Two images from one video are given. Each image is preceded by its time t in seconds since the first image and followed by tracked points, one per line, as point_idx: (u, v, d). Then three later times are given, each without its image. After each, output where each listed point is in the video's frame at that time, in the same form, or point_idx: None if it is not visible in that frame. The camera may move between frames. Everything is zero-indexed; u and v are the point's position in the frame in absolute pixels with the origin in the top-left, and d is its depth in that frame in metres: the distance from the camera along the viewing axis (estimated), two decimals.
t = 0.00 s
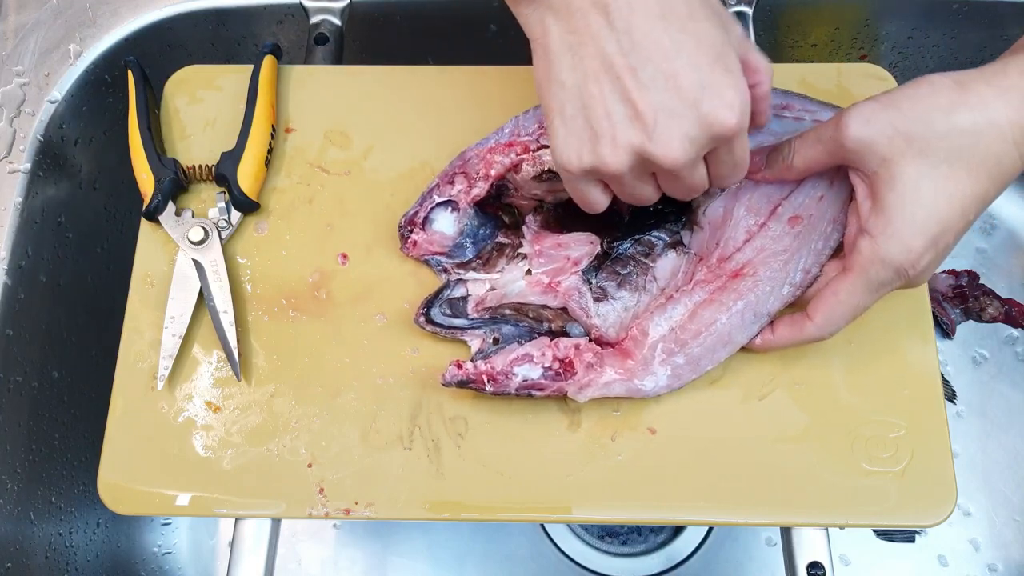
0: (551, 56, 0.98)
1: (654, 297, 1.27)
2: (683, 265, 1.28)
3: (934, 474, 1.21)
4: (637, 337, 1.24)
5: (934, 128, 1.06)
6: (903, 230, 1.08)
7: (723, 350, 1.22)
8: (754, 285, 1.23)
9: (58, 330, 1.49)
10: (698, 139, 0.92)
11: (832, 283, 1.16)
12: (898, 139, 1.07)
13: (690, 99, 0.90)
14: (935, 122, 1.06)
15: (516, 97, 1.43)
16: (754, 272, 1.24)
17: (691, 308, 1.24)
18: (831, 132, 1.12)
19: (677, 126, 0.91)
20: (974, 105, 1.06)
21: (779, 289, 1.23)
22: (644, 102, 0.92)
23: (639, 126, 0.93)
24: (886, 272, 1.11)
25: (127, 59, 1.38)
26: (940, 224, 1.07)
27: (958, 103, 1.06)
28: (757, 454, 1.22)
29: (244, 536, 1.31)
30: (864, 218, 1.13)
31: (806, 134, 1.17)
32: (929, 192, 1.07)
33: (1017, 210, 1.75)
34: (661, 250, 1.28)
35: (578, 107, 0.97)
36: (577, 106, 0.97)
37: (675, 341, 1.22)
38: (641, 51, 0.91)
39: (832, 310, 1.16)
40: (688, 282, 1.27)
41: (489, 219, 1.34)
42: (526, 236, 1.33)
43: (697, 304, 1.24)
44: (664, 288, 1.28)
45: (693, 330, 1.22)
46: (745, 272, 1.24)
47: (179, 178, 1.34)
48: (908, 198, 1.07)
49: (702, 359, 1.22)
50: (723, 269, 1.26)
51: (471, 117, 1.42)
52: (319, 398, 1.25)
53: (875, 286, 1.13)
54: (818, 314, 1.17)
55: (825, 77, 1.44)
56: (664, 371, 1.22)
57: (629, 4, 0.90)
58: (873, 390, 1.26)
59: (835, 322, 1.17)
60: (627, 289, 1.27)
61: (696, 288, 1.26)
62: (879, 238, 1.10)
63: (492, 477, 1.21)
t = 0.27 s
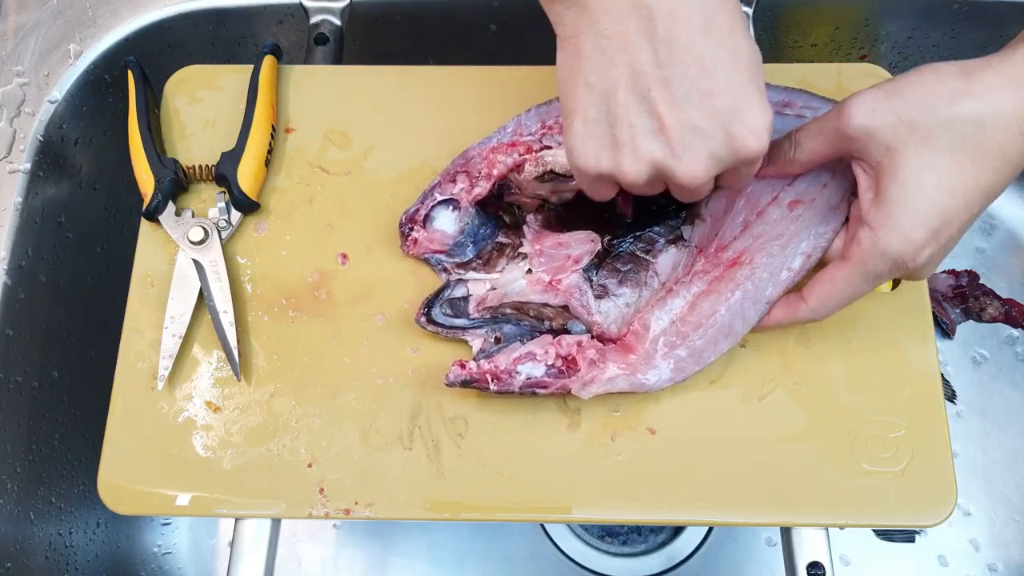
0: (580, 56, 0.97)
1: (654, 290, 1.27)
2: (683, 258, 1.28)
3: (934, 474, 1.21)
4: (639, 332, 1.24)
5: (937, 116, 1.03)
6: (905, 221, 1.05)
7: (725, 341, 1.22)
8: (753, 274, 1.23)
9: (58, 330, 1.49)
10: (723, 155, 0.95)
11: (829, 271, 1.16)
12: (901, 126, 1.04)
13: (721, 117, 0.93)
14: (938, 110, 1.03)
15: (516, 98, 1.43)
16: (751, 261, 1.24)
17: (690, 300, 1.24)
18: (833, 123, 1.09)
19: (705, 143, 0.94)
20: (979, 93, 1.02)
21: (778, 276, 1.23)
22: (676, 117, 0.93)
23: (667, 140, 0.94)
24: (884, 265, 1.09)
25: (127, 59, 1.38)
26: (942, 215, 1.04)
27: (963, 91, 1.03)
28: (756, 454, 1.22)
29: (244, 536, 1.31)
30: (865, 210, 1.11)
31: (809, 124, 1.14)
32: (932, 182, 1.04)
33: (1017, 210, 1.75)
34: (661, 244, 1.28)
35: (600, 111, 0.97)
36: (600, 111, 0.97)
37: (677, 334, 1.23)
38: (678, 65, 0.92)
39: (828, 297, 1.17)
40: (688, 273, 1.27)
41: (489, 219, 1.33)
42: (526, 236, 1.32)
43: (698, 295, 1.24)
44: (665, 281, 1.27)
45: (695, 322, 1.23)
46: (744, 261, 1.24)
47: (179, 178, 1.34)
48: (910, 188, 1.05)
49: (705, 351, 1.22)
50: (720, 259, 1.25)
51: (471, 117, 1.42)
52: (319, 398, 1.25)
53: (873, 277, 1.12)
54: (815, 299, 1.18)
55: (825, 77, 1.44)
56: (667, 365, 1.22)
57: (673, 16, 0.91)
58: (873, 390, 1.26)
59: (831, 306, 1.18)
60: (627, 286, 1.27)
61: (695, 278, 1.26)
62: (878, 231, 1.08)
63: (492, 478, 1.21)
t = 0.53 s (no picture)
0: (600, 35, 0.95)
1: (653, 289, 1.28)
2: (680, 257, 1.28)
3: (933, 474, 1.21)
4: (637, 333, 1.25)
5: (915, 124, 1.04)
6: (885, 227, 1.06)
7: (722, 340, 1.22)
8: (748, 272, 1.23)
9: (58, 330, 1.50)
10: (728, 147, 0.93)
11: (807, 272, 1.18)
12: (880, 133, 1.05)
13: (731, 109, 0.90)
14: (916, 117, 1.04)
15: (515, 97, 1.43)
16: (746, 257, 1.24)
17: (686, 299, 1.25)
18: (816, 131, 1.11)
19: (711, 133, 0.91)
20: (958, 99, 1.03)
21: (772, 274, 1.23)
22: (686, 104, 0.91)
23: (675, 126, 0.92)
24: (862, 268, 1.11)
25: (127, 59, 1.38)
26: (922, 221, 1.06)
27: (941, 98, 1.04)
28: (756, 454, 1.22)
29: (244, 536, 1.31)
30: (845, 214, 1.12)
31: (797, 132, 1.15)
32: (910, 189, 1.05)
33: (1017, 210, 1.75)
34: (660, 243, 1.29)
35: (615, 91, 0.95)
36: (614, 90, 0.95)
37: (674, 333, 1.24)
38: (694, 52, 0.90)
39: (805, 298, 1.19)
40: (685, 271, 1.28)
41: (490, 219, 1.33)
42: (527, 236, 1.32)
43: (693, 294, 1.25)
44: (662, 281, 1.28)
45: (691, 320, 1.23)
46: (739, 258, 1.25)
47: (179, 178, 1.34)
48: (890, 194, 1.06)
49: (704, 350, 1.22)
50: (716, 257, 1.26)
51: (471, 117, 1.42)
52: (319, 398, 1.25)
53: (852, 279, 1.14)
54: (790, 300, 1.20)
55: (825, 77, 1.44)
56: (666, 365, 1.22)
57: (695, 3, 0.89)
58: (873, 390, 1.26)
59: (809, 306, 1.20)
60: (627, 285, 1.28)
61: (691, 276, 1.27)
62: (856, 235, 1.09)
63: (492, 478, 1.21)
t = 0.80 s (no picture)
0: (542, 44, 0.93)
1: (608, 313, 1.26)
2: (636, 282, 1.27)
3: (933, 474, 1.21)
4: (587, 355, 1.24)
5: (868, 161, 1.03)
6: (838, 262, 1.05)
7: (672, 370, 1.21)
8: (700, 303, 1.23)
9: (58, 330, 1.49)
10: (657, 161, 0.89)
11: (760, 305, 1.17)
12: (833, 170, 1.05)
13: (659, 121, 0.87)
14: (869, 155, 1.03)
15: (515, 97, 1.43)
16: (700, 288, 1.24)
17: (637, 327, 1.24)
18: (764, 168, 1.12)
19: (638, 146, 0.88)
20: (910, 136, 1.02)
21: (724, 305, 1.22)
22: (614, 115, 0.88)
23: (603, 137, 0.89)
24: (814, 304, 1.10)
25: (126, 59, 1.38)
26: (873, 257, 1.05)
27: (892, 136, 1.03)
28: (757, 454, 1.22)
29: (244, 536, 1.31)
30: (799, 248, 1.12)
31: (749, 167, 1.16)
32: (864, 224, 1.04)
33: (1017, 210, 1.75)
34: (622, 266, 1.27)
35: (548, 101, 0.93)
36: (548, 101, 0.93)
37: (623, 360, 1.22)
38: (624, 63, 0.87)
39: (758, 331, 1.18)
40: (638, 298, 1.27)
41: (454, 225, 1.33)
42: (488, 244, 1.32)
43: (644, 322, 1.24)
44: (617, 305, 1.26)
45: (641, 348, 1.22)
46: (692, 289, 1.24)
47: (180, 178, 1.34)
48: (843, 230, 1.05)
49: (651, 379, 1.21)
50: (670, 286, 1.26)
51: (470, 117, 1.42)
52: (319, 398, 1.26)
53: (802, 315, 1.13)
54: (745, 333, 1.19)
55: (825, 77, 1.44)
56: (613, 391, 1.21)
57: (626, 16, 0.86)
58: (873, 390, 1.26)
59: (759, 339, 1.19)
60: (586, 304, 1.26)
61: (643, 304, 1.26)
62: (806, 274, 1.09)
63: (492, 478, 1.21)
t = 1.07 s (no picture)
0: (501, 74, 0.97)
1: (567, 329, 1.26)
2: (598, 298, 1.27)
3: (933, 474, 1.21)
4: (545, 371, 1.23)
5: (833, 190, 1.05)
6: (808, 287, 1.09)
7: (628, 389, 1.21)
8: (659, 322, 1.23)
9: (58, 330, 1.50)
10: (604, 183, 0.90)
11: (729, 319, 1.20)
12: (800, 198, 1.07)
13: (608, 147, 0.90)
14: (834, 183, 1.05)
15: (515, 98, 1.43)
16: (659, 308, 1.24)
17: (597, 344, 1.24)
18: (736, 189, 1.12)
19: (586, 168, 0.89)
20: (875, 164, 1.05)
21: (683, 326, 1.23)
22: (564, 138, 0.90)
23: (552, 160, 0.91)
24: (781, 327, 1.14)
25: (127, 59, 1.39)
26: (841, 284, 1.08)
27: (857, 164, 1.05)
28: (756, 454, 1.22)
29: (244, 536, 1.31)
30: (767, 273, 1.14)
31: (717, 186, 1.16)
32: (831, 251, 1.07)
33: (1017, 210, 1.75)
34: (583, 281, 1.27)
35: (505, 125, 0.95)
36: (505, 125, 0.95)
37: (581, 377, 1.22)
38: (577, 91, 0.91)
39: (725, 344, 1.21)
40: (598, 316, 1.26)
41: (412, 240, 1.31)
42: (445, 259, 1.30)
43: (603, 340, 1.24)
44: (576, 321, 1.26)
45: (599, 366, 1.22)
46: (653, 308, 1.24)
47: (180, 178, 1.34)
48: (809, 257, 1.08)
49: (608, 397, 1.21)
50: (631, 304, 1.26)
51: (470, 117, 1.42)
52: (319, 398, 1.26)
53: (767, 334, 1.17)
54: (710, 343, 1.22)
55: (825, 77, 1.44)
56: (569, 408, 1.21)
57: (582, 49, 0.92)
58: (872, 390, 1.26)
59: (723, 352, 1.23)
60: (543, 319, 1.25)
61: (605, 322, 1.25)
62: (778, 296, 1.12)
63: (492, 478, 1.21)
